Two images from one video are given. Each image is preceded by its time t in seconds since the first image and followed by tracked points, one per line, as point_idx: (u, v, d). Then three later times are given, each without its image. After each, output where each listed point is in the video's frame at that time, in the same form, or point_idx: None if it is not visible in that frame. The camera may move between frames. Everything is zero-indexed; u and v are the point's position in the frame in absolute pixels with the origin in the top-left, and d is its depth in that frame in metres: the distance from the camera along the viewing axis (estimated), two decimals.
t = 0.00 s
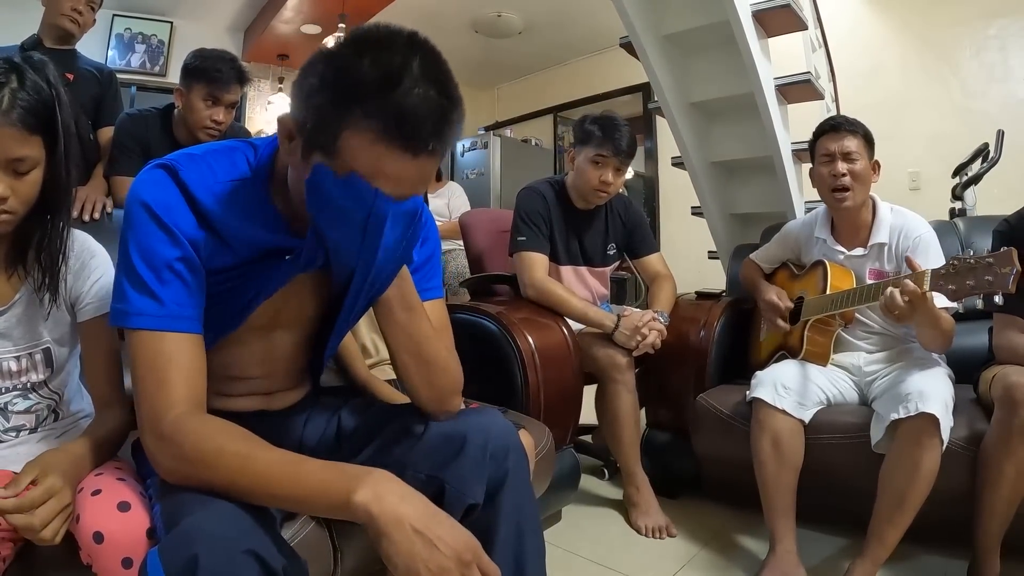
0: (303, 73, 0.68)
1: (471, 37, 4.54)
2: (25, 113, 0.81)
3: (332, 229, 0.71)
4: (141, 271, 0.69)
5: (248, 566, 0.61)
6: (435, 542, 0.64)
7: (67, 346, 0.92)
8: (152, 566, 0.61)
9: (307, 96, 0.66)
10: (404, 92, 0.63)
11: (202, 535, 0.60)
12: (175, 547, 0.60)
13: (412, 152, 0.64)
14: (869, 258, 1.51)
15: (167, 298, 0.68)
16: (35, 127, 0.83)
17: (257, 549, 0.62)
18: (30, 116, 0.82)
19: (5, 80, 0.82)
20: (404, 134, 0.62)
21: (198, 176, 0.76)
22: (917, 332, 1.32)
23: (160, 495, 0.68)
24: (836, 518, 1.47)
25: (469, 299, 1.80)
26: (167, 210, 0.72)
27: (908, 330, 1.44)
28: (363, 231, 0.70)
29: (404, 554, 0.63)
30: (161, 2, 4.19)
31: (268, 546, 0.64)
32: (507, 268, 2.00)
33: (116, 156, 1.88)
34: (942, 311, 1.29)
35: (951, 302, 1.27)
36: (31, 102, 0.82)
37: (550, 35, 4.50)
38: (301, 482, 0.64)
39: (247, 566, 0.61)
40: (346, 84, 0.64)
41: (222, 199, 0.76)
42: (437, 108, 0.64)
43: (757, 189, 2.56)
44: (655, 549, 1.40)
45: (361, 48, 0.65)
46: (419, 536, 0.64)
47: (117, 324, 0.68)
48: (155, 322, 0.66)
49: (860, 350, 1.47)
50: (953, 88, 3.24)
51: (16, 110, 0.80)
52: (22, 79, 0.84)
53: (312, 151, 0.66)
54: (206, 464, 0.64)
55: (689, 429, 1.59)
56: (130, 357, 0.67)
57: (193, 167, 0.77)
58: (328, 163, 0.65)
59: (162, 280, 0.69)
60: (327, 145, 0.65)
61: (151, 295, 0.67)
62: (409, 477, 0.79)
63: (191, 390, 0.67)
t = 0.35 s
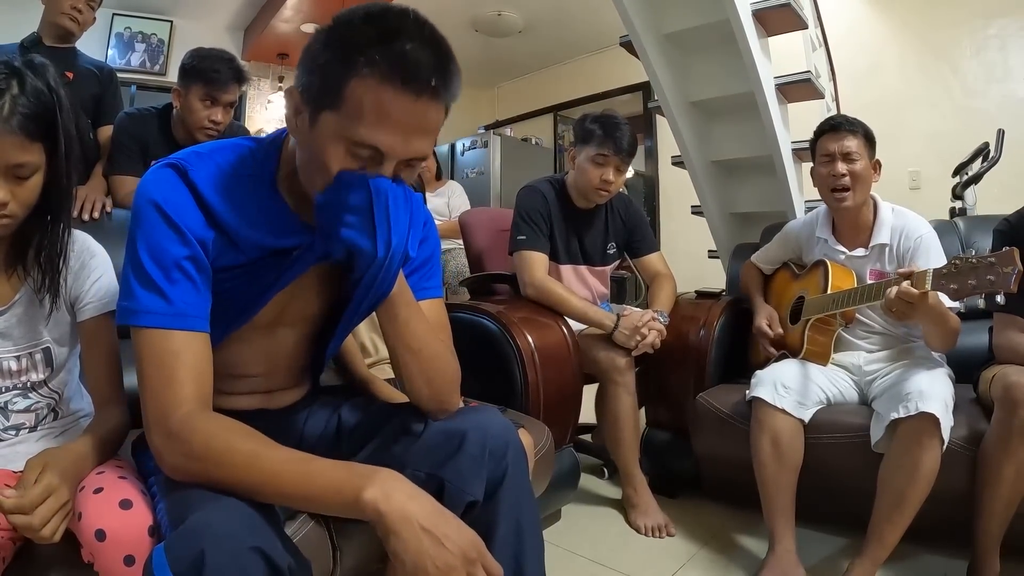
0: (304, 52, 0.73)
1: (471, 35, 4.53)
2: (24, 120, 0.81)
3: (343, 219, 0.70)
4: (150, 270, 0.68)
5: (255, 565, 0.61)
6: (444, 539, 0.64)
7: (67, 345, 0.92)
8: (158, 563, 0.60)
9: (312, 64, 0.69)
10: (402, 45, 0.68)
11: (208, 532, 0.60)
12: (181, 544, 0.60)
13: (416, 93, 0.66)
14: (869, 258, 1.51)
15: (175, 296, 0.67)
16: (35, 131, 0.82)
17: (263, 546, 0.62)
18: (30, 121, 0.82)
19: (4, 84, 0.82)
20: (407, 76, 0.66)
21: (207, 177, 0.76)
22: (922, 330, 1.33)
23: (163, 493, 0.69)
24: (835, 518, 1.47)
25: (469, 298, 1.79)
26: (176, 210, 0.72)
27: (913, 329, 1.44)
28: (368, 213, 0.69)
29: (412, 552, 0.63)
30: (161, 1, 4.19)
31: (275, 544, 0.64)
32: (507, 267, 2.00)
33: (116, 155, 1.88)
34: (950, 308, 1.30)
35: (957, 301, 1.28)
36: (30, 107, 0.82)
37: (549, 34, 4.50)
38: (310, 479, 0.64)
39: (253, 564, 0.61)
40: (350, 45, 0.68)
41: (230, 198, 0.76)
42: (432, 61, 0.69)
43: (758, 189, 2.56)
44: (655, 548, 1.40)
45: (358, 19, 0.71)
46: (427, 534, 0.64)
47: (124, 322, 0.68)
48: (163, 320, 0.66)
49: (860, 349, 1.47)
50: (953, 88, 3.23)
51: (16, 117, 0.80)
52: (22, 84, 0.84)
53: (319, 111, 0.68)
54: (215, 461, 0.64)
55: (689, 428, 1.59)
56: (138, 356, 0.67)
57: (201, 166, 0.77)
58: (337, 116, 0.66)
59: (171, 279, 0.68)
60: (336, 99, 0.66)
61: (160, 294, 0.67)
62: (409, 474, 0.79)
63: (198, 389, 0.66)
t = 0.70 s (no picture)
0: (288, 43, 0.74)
1: (471, 35, 4.53)
2: (28, 130, 0.81)
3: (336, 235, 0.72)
4: (144, 272, 0.68)
5: (254, 565, 0.61)
6: (443, 540, 0.65)
7: (69, 346, 0.92)
8: (157, 563, 0.60)
9: (297, 46, 0.70)
10: (388, 16, 0.69)
11: (208, 532, 0.60)
12: (180, 545, 0.60)
13: (404, 56, 0.67)
14: (870, 258, 1.51)
15: (170, 297, 0.67)
16: (40, 139, 0.83)
17: (262, 547, 0.62)
18: (35, 130, 0.82)
19: (9, 93, 0.82)
20: (395, 41, 0.67)
21: (198, 177, 0.76)
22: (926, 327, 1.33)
23: (163, 493, 0.69)
24: (835, 518, 1.47)
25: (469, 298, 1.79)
26: (169, 212, 0.72)
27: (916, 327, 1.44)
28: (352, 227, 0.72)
29: (410, 554, 0.63)
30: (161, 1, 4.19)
31: (274, 543, 0.64)
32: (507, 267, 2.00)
33: (116, 155, 1.88)
34: (954, 305, 1.30)
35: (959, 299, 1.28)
36: (34, 115, 0.82)
37: (550, 34, 4.50)
38: (309, 480, 0.64)
39: (252, 564, 0.61)
40: (336, 20, 0.69)
41: (224, 198, 0.76)
42: (417, 28, 0.70)
43: (757, 189, 2.56)
44: (655, 548, 1.40)
45: None
46: (425, 536, 0.64)
47: (120, 324, 0.68)
48: (159, 322, 0.66)
49: (860, 349, 1.47)
50: (953, 88, 3.23)
51: (19, 125, 0.80)
52: (26, 91, 0.84)
53: (310, 85, 0.67)
54: (214, 462, 0.64)
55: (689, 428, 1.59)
56: (134, 357, 0.67)
57: (193, 167, 0.77)
58: (327, 87, 0.66)
59: (165, 280, 0.68)
60: (326, 71, 0.66)
61: (155, 296, 0.67)
62: (409, 473, 0.79)
63: (196, 390, 0.66)
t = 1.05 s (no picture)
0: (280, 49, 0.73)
1: (471, 35, 4.53)
2: (33, 129, 0.81)
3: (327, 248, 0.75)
4: (139, 271, 0.68)
5: (255, 565, 0.61)
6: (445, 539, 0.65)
7: (71, 345, 0.93)
8: (158, 562, 0.61)
9: (286, 58, 0.69)
10: (375, 33, 0.67)
11: (210, 531, 0.60)
12: (181, 543, 0.60)
13: (392, 83, 0.65)
14: (869, 259, 1.51)
15: (167, 296, 0.68)
16: (45, 139, 0.83)
17: (263, 546, 0.62)
18: (39, 130, 0.82)
19: (15, 93, 0.82)
20: (382, 66, 0.65)
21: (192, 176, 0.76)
22: (928, 328, 1.31)
23: (164, 492, 0.69)
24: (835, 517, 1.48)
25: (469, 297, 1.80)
26: (163, 211, 0.72)
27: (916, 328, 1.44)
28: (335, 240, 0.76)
29: (411, 553, 0.63)
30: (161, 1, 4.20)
31: (275, 542, 0.64)
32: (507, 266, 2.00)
33: (117, 155, 1.88)
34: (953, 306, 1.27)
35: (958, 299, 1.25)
36: (40, 116, 0.82)
37: (550, 34, 4.50)
38: (309, 479, 0.64)
39: (253, 563, 0.61)
40: (323, 36, 0.67)
41: (216, 196, 0.76)
42: (407, 46, 0.68)
43: (757, 188, 2.56)
44: (655, 548, 1.40)
45: (331, 9, 0.70)
46: (427, 536, 0.64)
47: (118, 324, 0.68)
48: (156, 320, 0.66)
49: (860, 349, 1.47)
50: (953, 87, 3.23)
51: (24, 126, 0.80)
52: (32, 92, 0.84)
53: (297, 105, 0.67)
54: (214, 461, 0.64)
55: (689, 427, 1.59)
56: (132, 356, 0.67)
57: (185, 165, 0.77)
58: (314, 110, 0.66)
59: (161, 279, 0.68)
60: (313, 94, 0.66)
61: (151, 294, 0.67)
62: (409, 473, 0.79)
63: (195, 390, 0.66)
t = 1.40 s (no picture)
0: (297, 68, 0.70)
1: (472, 34, 4.53)
2: (39, 123, 0.81)
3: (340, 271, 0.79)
4: (142, 268, 0.69)
5: (253, 564, 0.61)
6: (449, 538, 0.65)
7: (72, 341, 0.93)
8: (157, 559, 0.61)
9: (302, 94, 0.66)
10: (397, 88, 0.64)
11: (210, 530, 0.61)
12: (181, 541, 0.60)
13: (409, 146, 0.64)
14: (871, 261, 1.51)
15: (169, 293, 0.68)
16: (51, 133, 0.83)
17: (262, 544, 0.62)
18: (46, 124, 0.82)
19: (21, 87, 0.82)
20: (399, 126, 0.63)
21: (196, 175, 0.77)
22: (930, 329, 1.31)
23: (164, 490, 0.69)
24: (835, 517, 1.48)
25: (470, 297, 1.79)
26: (165, 208, 0.72)
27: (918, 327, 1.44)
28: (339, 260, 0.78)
29: (412, 554, 0.63)
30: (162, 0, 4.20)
31: (275, 540, 0.64)
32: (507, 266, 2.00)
33: (117, 153, 1.88)
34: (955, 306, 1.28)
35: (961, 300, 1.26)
36: (47, 110, 0.83)
37: (550, 33, 4.50)
38: (310, 478, 0.64)
39: (252, 562, 0.61)
40: (342, 81, 0.64)
41: (220, 197, 0.76)
42: (427, 100, 0.65)
43: (758, 188, 2.55)
44: (655, 547, 1.40)
45: (352, 44, 0.67)
46: (429, 536, 0.64)
47: (120, 321, 0.68)
48: (158, 318, 0.66)
49: (861, 348, 1.47)
50: (954, 87, 3.23)
51: (30, 120, 0.80)
52: (38, 86, 0.84)
53: (311, 144, 0.66)
54: (216, 460, 0.64)
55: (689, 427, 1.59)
56: (134, 354, 0.67)
57: (190, 165, 0.77)
58: (327, 156, 0.65)
59: (163, 276, 0.69)
60: (326, 139, 0.65)
61: (153, 291, 0.67)
62: (410, 472, 0.80)
63: (197, 387, 0.66)
